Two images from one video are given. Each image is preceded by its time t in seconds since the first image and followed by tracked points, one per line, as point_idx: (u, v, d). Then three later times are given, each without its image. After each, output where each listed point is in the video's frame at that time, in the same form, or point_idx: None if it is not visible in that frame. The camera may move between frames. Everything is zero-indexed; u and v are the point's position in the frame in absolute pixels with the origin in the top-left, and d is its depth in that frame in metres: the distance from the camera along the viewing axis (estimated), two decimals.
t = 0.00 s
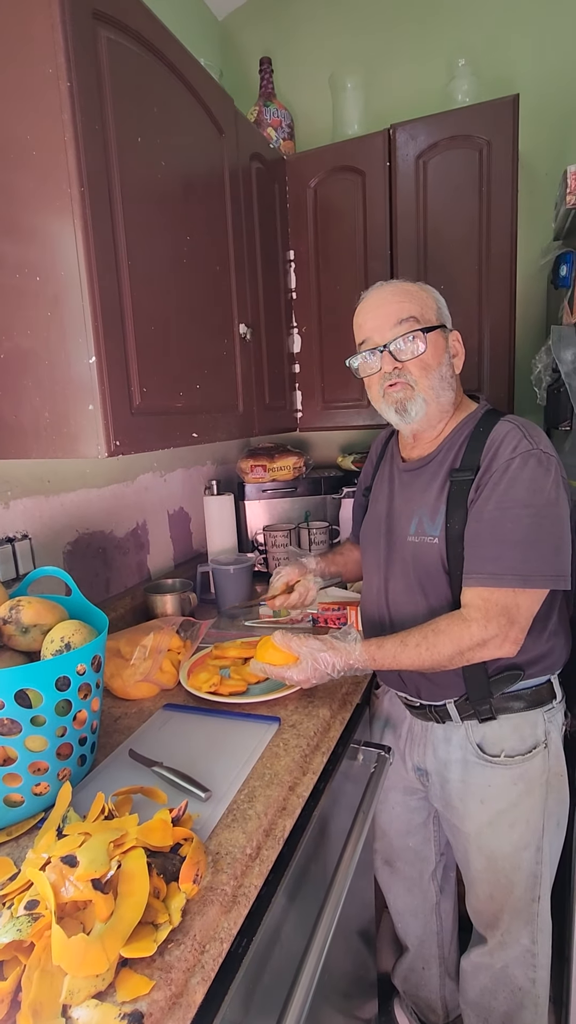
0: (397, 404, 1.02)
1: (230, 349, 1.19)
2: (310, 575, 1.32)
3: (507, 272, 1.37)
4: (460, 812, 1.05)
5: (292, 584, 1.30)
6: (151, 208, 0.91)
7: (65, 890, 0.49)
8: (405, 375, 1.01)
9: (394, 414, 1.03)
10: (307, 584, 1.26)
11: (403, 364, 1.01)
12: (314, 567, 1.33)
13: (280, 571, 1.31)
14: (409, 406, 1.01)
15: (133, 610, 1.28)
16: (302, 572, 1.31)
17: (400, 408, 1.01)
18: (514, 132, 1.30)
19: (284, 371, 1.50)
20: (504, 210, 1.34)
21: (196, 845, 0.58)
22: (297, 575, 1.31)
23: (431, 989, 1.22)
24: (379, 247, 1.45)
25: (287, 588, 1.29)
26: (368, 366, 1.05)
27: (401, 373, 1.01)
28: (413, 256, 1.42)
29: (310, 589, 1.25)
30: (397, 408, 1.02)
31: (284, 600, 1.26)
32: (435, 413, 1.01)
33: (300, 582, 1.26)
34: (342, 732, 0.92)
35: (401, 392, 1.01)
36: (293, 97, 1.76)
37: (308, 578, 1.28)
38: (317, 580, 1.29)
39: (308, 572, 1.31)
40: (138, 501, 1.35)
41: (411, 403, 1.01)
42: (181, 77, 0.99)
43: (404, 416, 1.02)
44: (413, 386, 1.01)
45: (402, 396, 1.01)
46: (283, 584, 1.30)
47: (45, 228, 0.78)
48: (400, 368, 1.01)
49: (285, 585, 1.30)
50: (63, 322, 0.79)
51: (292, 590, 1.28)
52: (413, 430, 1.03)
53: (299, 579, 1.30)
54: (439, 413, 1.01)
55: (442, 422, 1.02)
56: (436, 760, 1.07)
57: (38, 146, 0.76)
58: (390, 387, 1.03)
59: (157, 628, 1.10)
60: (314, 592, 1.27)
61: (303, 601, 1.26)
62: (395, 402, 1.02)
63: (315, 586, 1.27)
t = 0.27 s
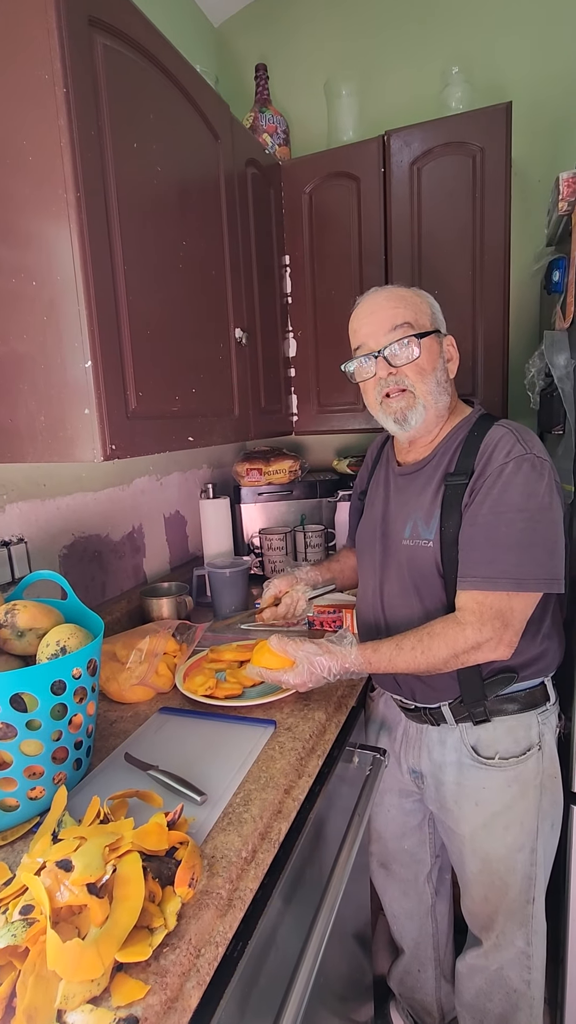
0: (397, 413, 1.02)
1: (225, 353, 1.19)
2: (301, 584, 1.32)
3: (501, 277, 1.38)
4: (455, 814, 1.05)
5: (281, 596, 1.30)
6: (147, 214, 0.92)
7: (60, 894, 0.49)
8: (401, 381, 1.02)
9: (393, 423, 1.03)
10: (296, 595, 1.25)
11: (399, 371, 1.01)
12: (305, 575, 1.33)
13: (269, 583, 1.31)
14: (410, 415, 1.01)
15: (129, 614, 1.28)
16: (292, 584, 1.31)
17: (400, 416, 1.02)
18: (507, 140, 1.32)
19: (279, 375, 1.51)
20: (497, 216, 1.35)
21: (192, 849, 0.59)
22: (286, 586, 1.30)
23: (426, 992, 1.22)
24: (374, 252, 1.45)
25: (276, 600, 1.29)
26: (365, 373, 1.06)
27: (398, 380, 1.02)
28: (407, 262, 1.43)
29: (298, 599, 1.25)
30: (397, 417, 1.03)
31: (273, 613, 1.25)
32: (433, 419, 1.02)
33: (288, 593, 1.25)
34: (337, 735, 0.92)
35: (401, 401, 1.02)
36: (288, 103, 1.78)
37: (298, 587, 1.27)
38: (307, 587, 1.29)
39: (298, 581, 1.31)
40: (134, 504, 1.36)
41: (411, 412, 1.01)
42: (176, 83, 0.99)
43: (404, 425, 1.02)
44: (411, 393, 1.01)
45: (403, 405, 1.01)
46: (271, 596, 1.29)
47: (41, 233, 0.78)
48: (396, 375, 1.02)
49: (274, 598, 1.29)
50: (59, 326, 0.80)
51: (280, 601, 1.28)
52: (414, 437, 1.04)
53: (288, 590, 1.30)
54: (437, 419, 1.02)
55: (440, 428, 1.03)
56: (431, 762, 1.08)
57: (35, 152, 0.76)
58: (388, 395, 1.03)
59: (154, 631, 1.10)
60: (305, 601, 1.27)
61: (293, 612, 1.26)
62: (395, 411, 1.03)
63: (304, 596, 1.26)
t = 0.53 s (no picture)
0: (392, 414, 1.03)
1: (223, 357, 1.19)
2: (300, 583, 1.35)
3: (496, 281, 1.38)
4: (452, 816, 1.06)
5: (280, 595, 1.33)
6: (145, 219, 0.92)
7: (58, 897, 0.49)
8: (397, 384, 1.02)
9: (388, 424, 1.04)
10: (295, 595, 1.28)
11: (396, 374, 1.02)
12: (305, 575, 1.35)
13: (269, 583, 1.34)
14: (404, 416, 1.02)
15: (127, 616, 1.28)
16: (291, 584, 1.33)
17: (395, 418, 1.03)
18: (502, 146, 1.33)
19: (277, 378, 1.51)
20: (493, 220, 1.36)
21: (190, 852, 0.59)
22: (285, 585, 1.33)
23: (424, 994, 1.22)
24: (371, 257, 1.46)
25: (276, 599, 1.32)
26: (361, 376, 1.06)
27: (394, 382, 1.02)
28: (404, 266, 1.44)
29: (298, 600, 1.27)
30: (392, 417, 1.03)
31: (273, 612, 1.29)
32: (428, 421, 1.03)
33: (288, 593, 1.28)
34: (335, 738, 0.92)
35: (396, 403, 1.02)
36: (286, 108, 1.79)
37: (297, 587, 1.30)
38: (307, 587, 1.32)
39: (297, 580, 1.34)
40: (132, 507, 1.36)
41: (406, 413, 1.02)
42: (174, 88, 1.00)
43: (398, 426, 1.03)
44: (407, 396, 1.02)
45: (398, 407, 1.02)
46: (271, 595, 1.32)
47: (40, 237, 0.78)
48: (392, 377, 1.02)
49: (274, 597, 1.32)
50: (57, 329, 0.80)
51: (280, 600, 1.32)
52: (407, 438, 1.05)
53: (288, 590, 1.33)
54: (432, 421, 1.03)
55: (435, 429, 1.04)
56: (428, 764, 1.08)
57: (34, 156, 0.77)
58: (383, 397, 1.04)
59: (152, 634, 1.10)
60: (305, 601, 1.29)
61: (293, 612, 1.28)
62: (390, 412, 1.03)
63: (304, 596, 1.28)
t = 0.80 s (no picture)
0: (386, 424, 1.04)
1: (223, 359, 1.20)
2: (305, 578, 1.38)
3: (495, 286, 1.39)
4: (451, 817, 1.06)
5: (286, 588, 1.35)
6: (146, 222, 0.93)
7: (62, 898, 0.49)
8: (391, 395, 1.03)
9: (384, 433, 1.06)
10: (303, 588, 1.31)
11: (389, 386, 1.03)
12: (309, 571, 1.39)
13: (275, 576, 1.36)
14: (398, 427, 1.03)
15: (127, 619, 1.28)
16: (297, 578, 1.36)
17: (389, 427, 1.04)
18: (500, 150, 1.34)
19: (276, 380, 1.52)
20: (491, 225, 1.37)
21: (193, 852, 0.59)
22: (292, 579, 1.37)
23: (424, 996, 1.22)
24: (369, 260, 1.47)
25: (282, 592, 1.34)
26: (358, 385, 1.08)
27: (387, 394, 1.03)
28: (403, 270, 1.45)
29: (305, 592, 1.30)
30: (387, 426, 1.05)
31: (279, 603, 1.31)
32: (423, 429, 1.03)
33: (296, 585, 1.31)
34: (335, 739, 0.92)
35: (390, 414, 1.04)
36: (285, 112, 1.80)
37: (304, 581, 1.33)
38: (312, 583, 1.35)
39: (303, 575, 1.37)
40: (132, 509, 1.36)
41: (400, 424, 1.03)
42: (175, 93, 1.00)
43: (393, 436, 1.04)
44: (401, 406, 1.03)
45: (392, 418, 1.03)
46: (278, 588, 1.35)
47: (42, 240, 0.79)
48: (386, 389, 1.03)
49: (280, 590, 1.35)
50: (59, 332, 0.80)
51: (286, 592, 1.34)
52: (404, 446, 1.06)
53: (294, 583, 1.35)
54: (427, 429, 1.04)
55: (432, 436, 1.04)
56: (427, 766, 1.08)
57: (36, 161, 0.77)
58: (378, 408, 1.05)
59: (152, 636, 1.10)
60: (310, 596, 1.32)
61: (298, 605, 1.30)
62: (385, 422, 1.05)
63: (310, 590, 1.31)
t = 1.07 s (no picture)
0: (371, 442, 1.08)
1: (222, 362, 1.20)
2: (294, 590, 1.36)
3: (493, 288, 1.40)
4: (450, 818, 1.06)
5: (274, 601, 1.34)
6: (146, 226, 0.93)
7: (62, 900, 0.50)
8: (369, 417, 1.05)
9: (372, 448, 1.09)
10: (288, 600, 1.29)
11: (366, 408, 1.04)
12: (298, 581, 1.37)
13: (263, 590, 1.35)
14: (380, 446, 1.06)
15: (126, 621, 1.28)
16: (285, 589, 1.35)
17: (374, 446, 1.07)
18: (497, 154, 1.35)
19: (275, 382, 1.52)
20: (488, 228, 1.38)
21: (193, 853, 0.59)
22: (279, 591, 1.35)
23: (422, 997, 1.22)
24: (368, 263, 1.48)
25: (269, 605, 1.32)
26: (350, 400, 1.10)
27: (366, 415, 1.05)
28: (401, 273, 1.46)
29: (291, 604, 1.28)
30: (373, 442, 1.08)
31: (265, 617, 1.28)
32: (406, 444, 1.04)
33: (281, 599, 1.29)
34: (334, 740, 0.93)
35: (371, 433, 1.06)
36: (283, 116, 1.80)
37: (291, 593, 1.31)
38: (300, 594, 1.33)
39: (292, 587, 1.35)
40: (130, 511, 1.36)
41: (381, 443, 1.05)
42: (175, 96, 1.01)
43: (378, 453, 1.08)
44: (379, 427, 1.04)
45: (373, 437, 1.06)
46: (264, 602, 1.33)
47: (42, 243, 0.79)
48: (364, 411, 1.05)
49: (267, 602, 1.33)
50: (59, 334, 0.80)
51: (273, 606, 1.32)
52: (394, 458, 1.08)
53: (282, 595, 1.34)
54: (411, 443, 1.04)
55: (418, 447, 1.04)
56: (426, 766, 1.08)
57: (37, 165, 0.77)
58: (363, 426, 1.08)
59: (151, 638, 1.11)
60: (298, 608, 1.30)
61: (286, 617, 1.28)
62: (370, 439, 1.08)
63: (297, 601, 1.30)
